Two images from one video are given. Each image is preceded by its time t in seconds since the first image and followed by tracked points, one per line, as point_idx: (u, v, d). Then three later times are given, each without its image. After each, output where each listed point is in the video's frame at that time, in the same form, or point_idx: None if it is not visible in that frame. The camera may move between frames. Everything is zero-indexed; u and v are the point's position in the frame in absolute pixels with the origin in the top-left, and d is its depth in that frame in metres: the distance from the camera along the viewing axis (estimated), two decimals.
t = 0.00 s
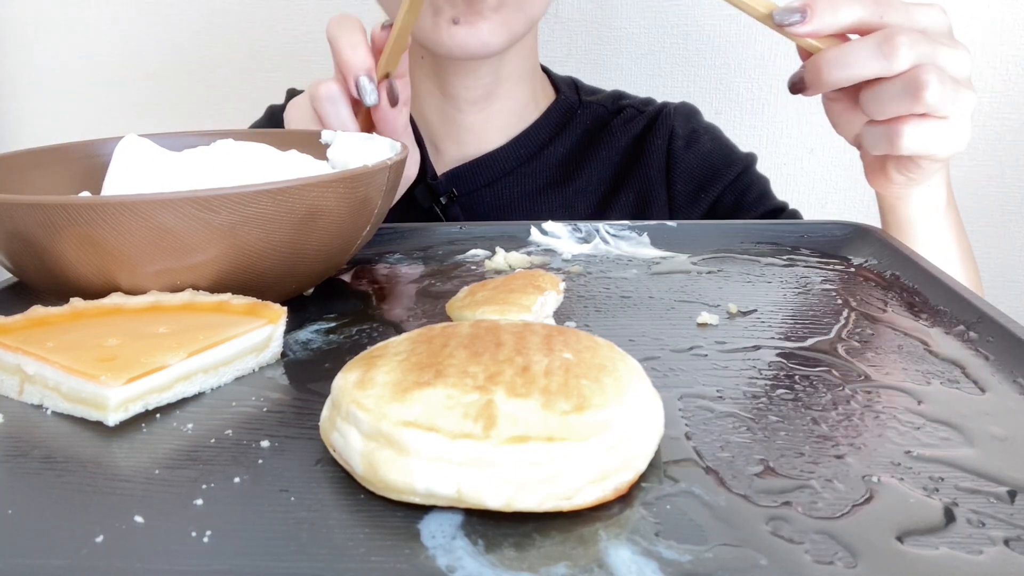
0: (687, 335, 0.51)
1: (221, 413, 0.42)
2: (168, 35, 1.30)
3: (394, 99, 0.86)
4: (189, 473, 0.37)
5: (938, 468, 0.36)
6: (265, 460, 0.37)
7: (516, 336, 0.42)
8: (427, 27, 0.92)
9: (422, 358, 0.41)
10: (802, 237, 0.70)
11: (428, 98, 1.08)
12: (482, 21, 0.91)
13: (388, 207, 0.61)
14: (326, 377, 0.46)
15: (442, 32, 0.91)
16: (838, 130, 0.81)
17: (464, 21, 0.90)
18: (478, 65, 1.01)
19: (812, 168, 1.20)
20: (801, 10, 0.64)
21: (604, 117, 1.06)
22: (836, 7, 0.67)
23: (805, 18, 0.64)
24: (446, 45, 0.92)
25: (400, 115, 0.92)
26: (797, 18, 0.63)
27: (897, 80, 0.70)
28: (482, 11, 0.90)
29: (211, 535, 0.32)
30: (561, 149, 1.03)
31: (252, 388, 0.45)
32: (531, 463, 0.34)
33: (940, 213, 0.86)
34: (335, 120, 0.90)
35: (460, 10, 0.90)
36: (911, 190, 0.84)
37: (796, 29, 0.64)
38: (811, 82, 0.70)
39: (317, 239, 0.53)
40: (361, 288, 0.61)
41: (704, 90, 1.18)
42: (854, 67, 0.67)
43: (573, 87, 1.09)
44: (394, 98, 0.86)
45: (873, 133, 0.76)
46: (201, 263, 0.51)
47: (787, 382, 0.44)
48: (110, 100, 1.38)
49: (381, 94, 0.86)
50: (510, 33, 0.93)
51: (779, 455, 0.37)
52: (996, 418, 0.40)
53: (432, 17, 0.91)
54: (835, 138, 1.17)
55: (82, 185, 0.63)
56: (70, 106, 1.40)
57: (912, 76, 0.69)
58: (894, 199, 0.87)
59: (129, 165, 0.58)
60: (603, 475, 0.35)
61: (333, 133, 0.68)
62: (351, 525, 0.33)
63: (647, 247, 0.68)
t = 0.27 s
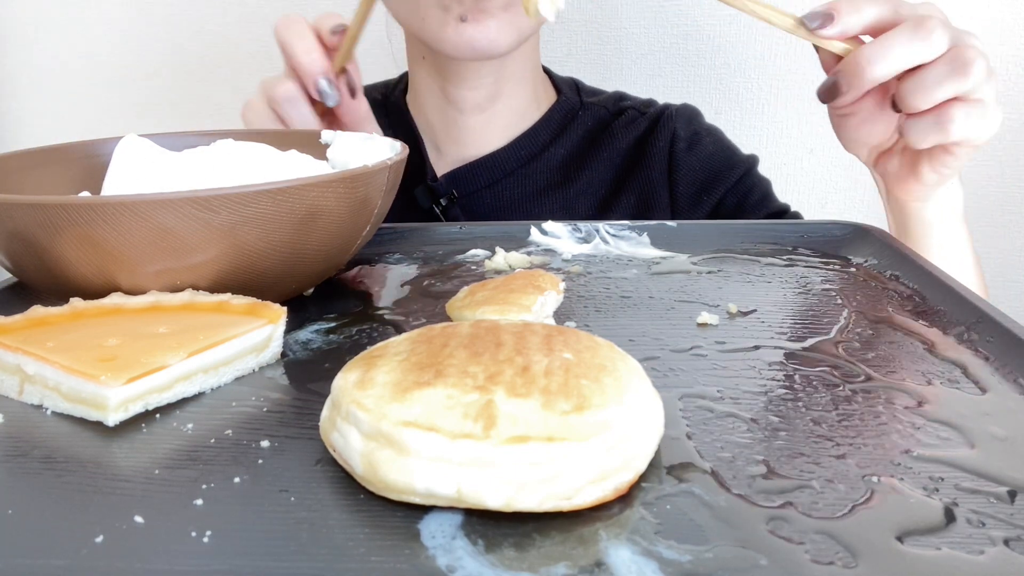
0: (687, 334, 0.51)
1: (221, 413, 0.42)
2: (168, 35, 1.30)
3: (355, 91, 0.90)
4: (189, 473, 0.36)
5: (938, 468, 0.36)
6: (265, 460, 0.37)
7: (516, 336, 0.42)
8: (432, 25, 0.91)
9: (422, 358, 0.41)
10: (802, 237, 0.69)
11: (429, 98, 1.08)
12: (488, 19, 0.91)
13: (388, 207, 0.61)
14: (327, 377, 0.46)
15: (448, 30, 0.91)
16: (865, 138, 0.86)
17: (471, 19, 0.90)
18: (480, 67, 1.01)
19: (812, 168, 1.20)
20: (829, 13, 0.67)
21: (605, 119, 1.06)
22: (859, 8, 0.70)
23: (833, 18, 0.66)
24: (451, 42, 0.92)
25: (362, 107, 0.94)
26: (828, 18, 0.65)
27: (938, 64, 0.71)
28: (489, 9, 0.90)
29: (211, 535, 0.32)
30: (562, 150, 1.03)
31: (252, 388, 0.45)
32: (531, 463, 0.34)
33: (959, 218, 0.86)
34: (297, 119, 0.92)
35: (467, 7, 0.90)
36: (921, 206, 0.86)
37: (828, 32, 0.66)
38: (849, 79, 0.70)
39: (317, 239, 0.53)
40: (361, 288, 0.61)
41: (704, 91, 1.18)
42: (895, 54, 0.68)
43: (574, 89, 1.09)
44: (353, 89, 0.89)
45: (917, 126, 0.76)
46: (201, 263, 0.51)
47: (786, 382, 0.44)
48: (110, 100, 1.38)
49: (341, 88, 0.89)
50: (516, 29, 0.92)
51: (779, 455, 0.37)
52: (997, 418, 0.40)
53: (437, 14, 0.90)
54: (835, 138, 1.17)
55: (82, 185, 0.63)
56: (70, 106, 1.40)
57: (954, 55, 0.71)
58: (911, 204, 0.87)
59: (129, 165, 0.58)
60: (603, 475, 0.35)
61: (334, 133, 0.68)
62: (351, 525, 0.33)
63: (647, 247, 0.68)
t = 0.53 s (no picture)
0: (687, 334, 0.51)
1: (221, 413, 0.42)
2: (168, 36, 1.30)
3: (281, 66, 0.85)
4: (189, 473, 0.36)
5: (938, 468, 0.36)
6: (265, 460, 0.37)
7: (516, 336, 0.42)
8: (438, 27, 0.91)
9: (422, 358, 0.41)
10: (802, 237, 0.69)
11: (432, 101, 1.08)
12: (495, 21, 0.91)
13: (388, 207, 0.61)
14: (327, 377, 0.46)
15: (453, 31, 0.90)
16: (905, 134, 0.84)
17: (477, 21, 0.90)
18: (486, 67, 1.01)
19: (812, 168, 1.20)
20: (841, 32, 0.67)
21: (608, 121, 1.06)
22: (869, 14, 0.70)
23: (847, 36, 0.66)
24: (455, 43, 0.91)
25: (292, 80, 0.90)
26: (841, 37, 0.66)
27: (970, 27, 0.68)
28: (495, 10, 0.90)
29: (211, 535, 0.32)
30: (564, 153, 1.03)
31: (252, 388, 0.45)
32: (531, 462, 0.34)
33: (996, 199, 0.85)
34: (222, 102, 0.84)
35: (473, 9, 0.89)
36: (966, 180, 0.84)
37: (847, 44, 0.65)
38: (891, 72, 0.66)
39: (317, 239, 0.53)
40: (361, 288, 0.61)
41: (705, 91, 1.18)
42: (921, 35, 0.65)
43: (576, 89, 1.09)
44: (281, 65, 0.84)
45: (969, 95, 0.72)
46: (201, 263, 0.51)
47: (787, 382, 0.44)
48: (110, 100, 1.38)
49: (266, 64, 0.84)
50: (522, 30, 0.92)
51: (779, 454, 0.37)
52: (997, 418, 0.40)
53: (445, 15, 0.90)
54: (835, 138, 1.17)
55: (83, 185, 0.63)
56: (70, 105, 1.40)
57: (979, 12, 0.68)
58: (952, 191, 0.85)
59: (129, 165, 0.58)
60: (603, 475, 0.35)
61: (334, 133, 0.68)
62: (351, 524, 0.33)
63: (647, 247, 0.68)
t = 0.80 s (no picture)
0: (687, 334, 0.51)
1: (221, 413, 0.42)
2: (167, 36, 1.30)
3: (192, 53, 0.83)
4: (189, 473, 0.36)
5: (939, 468, 0.36)
6: (265, 460, 0.37)
7: (516, 336, 0.42)
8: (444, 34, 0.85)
9: (422, 358, 0.41)
10: (802, 237, 0.69)
11: (435, 106, 1.05)
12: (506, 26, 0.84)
13: (388, 207, 0.61)
14: (326, 377, 0.46)
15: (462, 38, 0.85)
16: (963, 100, 0.77)
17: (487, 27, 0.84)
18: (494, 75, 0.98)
19: (812, 168, 1.20)
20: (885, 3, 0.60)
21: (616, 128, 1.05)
22: None
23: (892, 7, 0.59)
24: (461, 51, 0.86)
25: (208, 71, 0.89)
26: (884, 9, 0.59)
27: None
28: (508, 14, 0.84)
29: (211, 535, 0.32)
30: (572, 161, 1.02)
31: (252, 388, 0.45)
32: (531, 462, 0.34)
33: None
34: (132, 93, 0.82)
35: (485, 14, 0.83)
36: None
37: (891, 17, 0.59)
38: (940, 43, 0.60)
39: (317, 239, 0.53)
40: (361, 288, 0.61)
41: (705, 91, 1.17)
42: None
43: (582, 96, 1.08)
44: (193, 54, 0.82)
45: None
46: (201, 263, 0.51)
47: (787, 382, 0.44)
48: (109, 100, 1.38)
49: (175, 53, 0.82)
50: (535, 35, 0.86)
51: (780, 455, 0.37)
52: (998, 418, 0.40)
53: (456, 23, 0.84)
54: (835, 139, 1.17)
55: (82, 185, 0.63)
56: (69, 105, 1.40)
57: None
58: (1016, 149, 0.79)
59: (129, 165, 0.58)
60: (603, 475, 0.35)
61: (333, 133, 0.68)
62: (351, 524, 0.33)
63: (647, 247, 0.68)
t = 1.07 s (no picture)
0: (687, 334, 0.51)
1: (221, 413, 0.42)
2: (167, 36, 1.30)
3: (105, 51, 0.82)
4: (189, 473, 0.36)
5: (939, 468, 0.35)
6: (264, 460, 0.37)
7: (516, 336, 0.42)
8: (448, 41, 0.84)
9: (422, 358, 0.41)
10: (802, 237, 0.69)
11: (437, 112, 1.03)
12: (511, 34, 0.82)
13: (389, 207, 0.61)
14: (326, 377, 0.46)
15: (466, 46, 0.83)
16: (1013, 94, 0.76)
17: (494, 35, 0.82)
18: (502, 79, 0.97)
19: (812, 168, 1.20)
20: None
21: (624, 138, 1.04)
22: None
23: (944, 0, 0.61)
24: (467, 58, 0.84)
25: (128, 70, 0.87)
26: None
27: None
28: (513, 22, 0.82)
29: (211, 535, 0.32)
30: (579, 173, 1.01)
31: (252, 388, 0.45)
32: (531, 463, 0.34)
33: None
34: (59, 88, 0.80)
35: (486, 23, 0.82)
36: None
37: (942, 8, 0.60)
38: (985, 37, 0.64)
39: (318, 239, 0.53)
40: (361, 288, 0.61)
41: (706, 90, 1.17)
42: None
43: (591, 104, 1.07)
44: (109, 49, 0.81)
45: None
46: (201, 263, 0.51)
47: (788, 382, 0.44)
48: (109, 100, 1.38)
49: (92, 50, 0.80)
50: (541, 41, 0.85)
51: (780, 455, 0.37)
52: (1000, 420, 0.40)
53: (457, 27, 0.83)
54: (835, 139, 1.17)
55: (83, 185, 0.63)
56: (70, 105, 1.40)
57: None
58: None
59: (130, 166, 0.58)
60: (603, 475, 0.35)
61: (334, 133, 0.68)
62: (351, 524, 0.33)
63: (647, 248, 0.68)
